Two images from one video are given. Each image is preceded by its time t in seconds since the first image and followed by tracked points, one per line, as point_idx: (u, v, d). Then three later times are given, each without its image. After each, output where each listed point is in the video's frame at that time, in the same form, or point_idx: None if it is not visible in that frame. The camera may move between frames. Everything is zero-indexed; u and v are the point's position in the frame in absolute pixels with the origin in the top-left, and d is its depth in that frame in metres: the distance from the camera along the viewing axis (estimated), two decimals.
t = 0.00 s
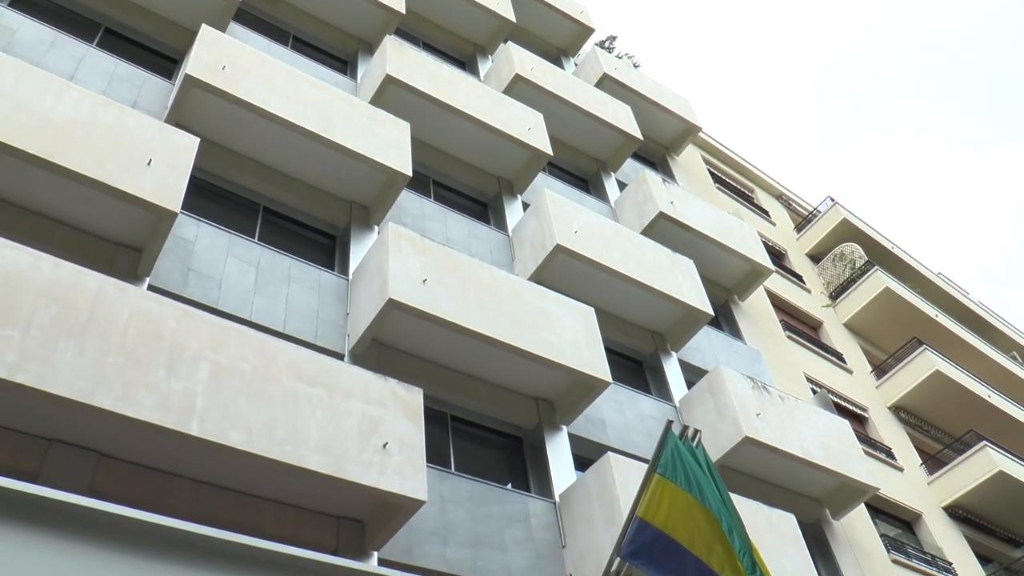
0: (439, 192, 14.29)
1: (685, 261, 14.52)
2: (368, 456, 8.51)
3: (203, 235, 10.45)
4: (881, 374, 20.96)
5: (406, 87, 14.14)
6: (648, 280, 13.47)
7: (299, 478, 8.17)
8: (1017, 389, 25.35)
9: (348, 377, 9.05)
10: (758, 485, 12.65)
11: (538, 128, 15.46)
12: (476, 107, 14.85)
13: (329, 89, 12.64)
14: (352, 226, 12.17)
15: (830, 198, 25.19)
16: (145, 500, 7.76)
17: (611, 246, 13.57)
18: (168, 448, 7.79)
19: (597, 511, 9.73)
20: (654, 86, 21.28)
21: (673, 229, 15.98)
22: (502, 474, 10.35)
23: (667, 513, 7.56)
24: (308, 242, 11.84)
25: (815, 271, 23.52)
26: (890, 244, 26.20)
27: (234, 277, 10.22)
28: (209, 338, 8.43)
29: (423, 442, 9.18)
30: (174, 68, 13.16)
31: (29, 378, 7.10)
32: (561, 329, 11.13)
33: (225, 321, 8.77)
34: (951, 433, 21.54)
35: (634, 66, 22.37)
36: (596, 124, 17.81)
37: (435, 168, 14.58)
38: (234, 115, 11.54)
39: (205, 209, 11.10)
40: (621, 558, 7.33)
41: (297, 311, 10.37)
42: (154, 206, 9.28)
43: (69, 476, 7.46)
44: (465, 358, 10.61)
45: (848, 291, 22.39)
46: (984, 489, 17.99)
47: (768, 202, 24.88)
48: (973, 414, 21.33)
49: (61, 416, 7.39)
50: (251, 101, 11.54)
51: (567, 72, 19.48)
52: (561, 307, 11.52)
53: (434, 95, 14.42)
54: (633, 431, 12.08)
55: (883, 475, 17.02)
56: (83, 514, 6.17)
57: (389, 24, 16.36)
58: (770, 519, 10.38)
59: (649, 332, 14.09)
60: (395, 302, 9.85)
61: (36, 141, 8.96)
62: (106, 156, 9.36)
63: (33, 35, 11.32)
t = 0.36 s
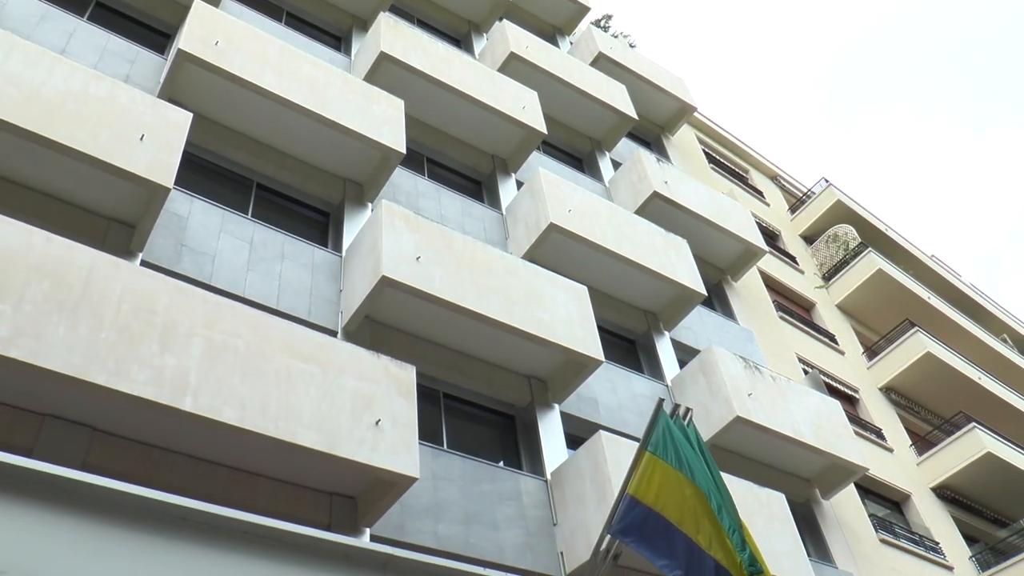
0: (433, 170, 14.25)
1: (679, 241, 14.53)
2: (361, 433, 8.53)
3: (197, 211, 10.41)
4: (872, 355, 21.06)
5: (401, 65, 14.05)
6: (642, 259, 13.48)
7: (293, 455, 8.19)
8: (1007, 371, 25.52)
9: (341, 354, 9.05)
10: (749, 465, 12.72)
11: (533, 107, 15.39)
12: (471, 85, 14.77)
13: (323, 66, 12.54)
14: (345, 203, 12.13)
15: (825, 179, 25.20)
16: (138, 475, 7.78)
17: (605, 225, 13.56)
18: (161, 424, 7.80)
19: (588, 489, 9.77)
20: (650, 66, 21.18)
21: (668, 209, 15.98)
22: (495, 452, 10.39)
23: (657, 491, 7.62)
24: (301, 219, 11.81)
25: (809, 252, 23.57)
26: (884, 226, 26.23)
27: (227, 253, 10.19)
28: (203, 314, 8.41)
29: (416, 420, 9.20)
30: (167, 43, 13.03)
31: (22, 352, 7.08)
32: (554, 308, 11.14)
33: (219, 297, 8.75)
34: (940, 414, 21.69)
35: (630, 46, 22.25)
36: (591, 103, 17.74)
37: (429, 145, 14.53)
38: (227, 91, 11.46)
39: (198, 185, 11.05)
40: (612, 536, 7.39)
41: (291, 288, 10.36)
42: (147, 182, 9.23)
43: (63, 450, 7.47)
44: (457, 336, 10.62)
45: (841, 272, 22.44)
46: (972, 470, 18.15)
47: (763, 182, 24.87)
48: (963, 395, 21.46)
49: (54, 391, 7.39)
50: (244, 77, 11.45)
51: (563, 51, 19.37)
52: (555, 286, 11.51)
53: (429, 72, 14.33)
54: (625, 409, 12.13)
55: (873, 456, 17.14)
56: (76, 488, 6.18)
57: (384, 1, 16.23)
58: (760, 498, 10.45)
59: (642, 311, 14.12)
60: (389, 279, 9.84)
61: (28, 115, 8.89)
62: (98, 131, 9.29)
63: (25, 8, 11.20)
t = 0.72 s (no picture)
0: (429, 139, 14.19)
1: (675, 212, 14.50)
2: (357, 401, 8.55)
3: (192, 178, 10.34)
4: (867, 327, 21.14)
5: (397, 34, 13.89)
6: (638, 230, 13.46)
7: (289, 422, 8.22)
8: (1000, 344, 25.65)
9: (337, 323, 9.04)
10: (743, 436, 12.80)
11: (530, 76, 15.27)
12: (468, 54, 14.63)
13: (319, 34, 12.39)
14: (341, 171, 12.08)
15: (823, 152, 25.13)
16: (135, 441, 7.81)
17: (602, 195, 13.52)
18: (157, 391, 7.81)
19: (582, 459, 9.83)
20: (649, 36, 20.99)
21: (664, 180, 15.92)
22: (490, 422, 10.43)
23: (651, 460, 7.69)
24: (297, 187, 11.76)
25: (806, 223, 23.58)
26: (881, 199, 26.20)
27: (223, 221, 10.15)
28: (199, 282, 8.39)
29: (412, 388, 9.23)
30: (161, 9, 12.86)
31: (18, 319, 7.07)
32: (550, 278, 11.13)
33: (214, 265, 8.72)
34: (933, 386, 21.83)
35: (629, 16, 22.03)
36: (589, 73, 17.60)
37: (426, 115, 14.45)
38: (222, 58, 11.33)
39: (193, 152, 10.98)
40: (606, 505, 7.50)
41: (287, 256, 10.34)
42: (142, 149, 9.17)
43: (59, 417, 7.49)
44: (453, 305, 10.62)
45: (838, 244, 22.45)
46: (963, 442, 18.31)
47: (760, 153, 24.79)
48: (956, 368, 21.59)
49: (50, 358, 7.39)
50: (239, 44, 11.32)
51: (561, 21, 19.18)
52: (551, 256, 11.50)
53: (425, 41, 14.18)
54: (620, 380, 12.17)
55: (865, 427, 17.26)
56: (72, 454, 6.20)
57: None
58: (753, 468, 10.53)
59: (638, 282, 14.13)
60: (384, 249, 9.82)
61: (21, 80, 8.78)
62: (92, 97, 9.19)
63: None
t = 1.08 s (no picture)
0: (427, 108, 14.11)
1: (673, 183, 14.46)
2: (354, 369, 8.57)
3: (189, 146, 10.29)
4: (863, 300, 21.19)
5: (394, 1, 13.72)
6: (636, 201, 13.43)
7: (286, 390, 8.24)
8: (995, 317, 25.75)
9: (335, 291, 9.04)
10: (738, 406, 12.86)
11: (528, 46, 15.14)
12: (466, 22, 14.49)
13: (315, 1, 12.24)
14: (339, 140, 12.01)
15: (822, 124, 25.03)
16: (133, 408, 7.85)
17: (600, 166, 13.46)
18: (155, 358, 7.82)
19: (578, 428, 9.88)
20: (649, 7, 20.78)
21: (662, 151, 15.85)
22: (486, 391, 10.47)
23: (647, 428, 7.73)
24: (294, 155, 11.70)
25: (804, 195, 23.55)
26: (879, 172, 26.13)
27: (220, 189, 10.11)
28: (196, 249, 8.36)
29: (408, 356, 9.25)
30: None
31: (16, 286, 7.06)
32: (547, 248, 11.12)
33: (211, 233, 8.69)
34: (928, 359, 21.94)
35: None
36: (587, 43, 17.44)
37: (423, 84, 14.35)
38: (217, 25, 11.21)
39: (189, 120, 10.90)
40: (601, 473, 7.49)
41: (284, 224, 10.31)
42: (138, 116, 9.10)
43: (57, 383, 7.52)
44: (450, 274, 10.62)
45: (836, 217, 22.44)
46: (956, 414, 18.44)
47: (759, 125, 24.68)
48: (951, 341, 21.68)
49: (48, 324, 7.39)
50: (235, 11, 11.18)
51: None
52: (548, 226, 11.46)
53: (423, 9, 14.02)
54: (616, 350, 12.21)
55: (860, 400, 17.35)
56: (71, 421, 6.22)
57: None
58: (747, 439, 10.60)
59: (635, 253, 14.13)
60: (382, 217, 9.79)
61: (15, 45, 8.68)
62: (87, 63, 9.09)
63: None
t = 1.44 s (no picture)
0: (423, 71, 13.99)
1: (671, 147, 14.39)
2: (351, 331, 8.58)
3: (184, 107, 10.20)
4: (860, 265, 21.22)
5: None
6: (634, 165, 13.38)
7: (283, 351, 8.27)
8: (990, 284, 25.81)
9: (331, 253, 9.02)
10: (732, 370, 12.92)
11: (526, 8, 14.95)
12: None
13: None
14: (335, 102, 11.92)
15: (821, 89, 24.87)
16: (131, 368, 7.89)
17: (598, 129, 13.39)
18: (152, 319, 7.83)
19: (573, 391, 9.93)
20: None
21: (660, 115, 15.76)
22: (483, 353, 10.51)
23: (641, 389, 7.79)
24: (290, 117, 11.61)
25: (802, 160, 23.48)
26: (878, 138, 26.02)
27: (216, 150, 10.05)
28: (192, 211, 8.32)
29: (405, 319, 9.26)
30: None
31: (12, 247, 7.04)
32: (544, 211, 11.09)
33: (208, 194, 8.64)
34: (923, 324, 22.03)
35: None
36: (586, 5, 17.23)
37: (420, 46, 14.20)
38: None
39: (184, 81, 10.80)
40: (596, 434, 7.57)
41: (280, 186, 10.27)
42: (133, 77, 9.00)
43: (56, 343, 7.56)
44: (447, 237, 10.61)
45: (833, 182, 22.39)
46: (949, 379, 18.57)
47: (758, 90, 24.52)
48: (946, 306, 21.76)
49: (45, 285, 7.38)
50: None
51: None
52: (546, 189, 11.41)
53: None
54: (612, 314, 12.24)
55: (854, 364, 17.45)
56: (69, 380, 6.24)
57: None
58: (741, 402, 10.67)
59: (632, 217, 14.11)
60: (378, 180, 9.75)
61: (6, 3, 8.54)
62: (80, 22, 8.96)
63: None
